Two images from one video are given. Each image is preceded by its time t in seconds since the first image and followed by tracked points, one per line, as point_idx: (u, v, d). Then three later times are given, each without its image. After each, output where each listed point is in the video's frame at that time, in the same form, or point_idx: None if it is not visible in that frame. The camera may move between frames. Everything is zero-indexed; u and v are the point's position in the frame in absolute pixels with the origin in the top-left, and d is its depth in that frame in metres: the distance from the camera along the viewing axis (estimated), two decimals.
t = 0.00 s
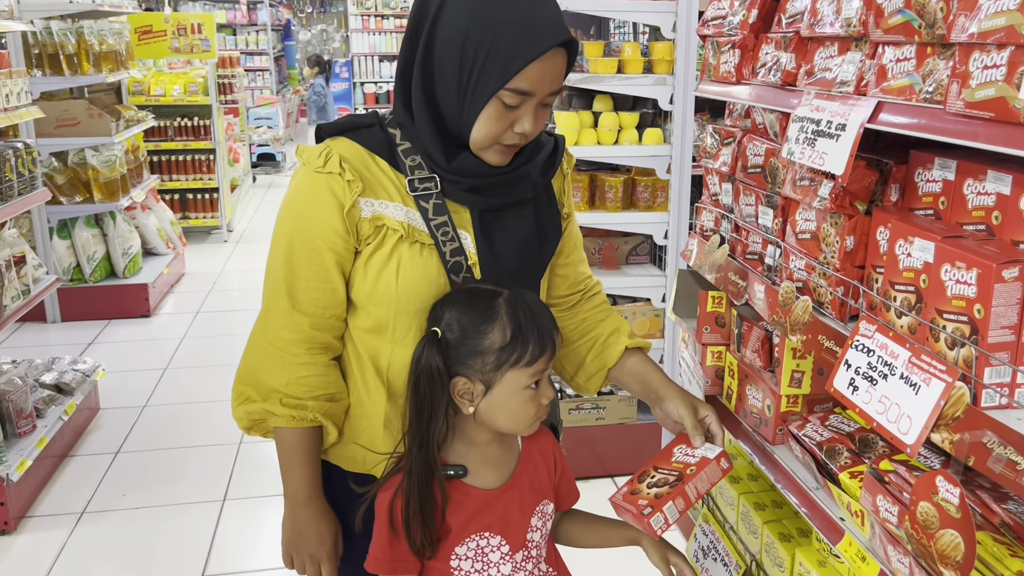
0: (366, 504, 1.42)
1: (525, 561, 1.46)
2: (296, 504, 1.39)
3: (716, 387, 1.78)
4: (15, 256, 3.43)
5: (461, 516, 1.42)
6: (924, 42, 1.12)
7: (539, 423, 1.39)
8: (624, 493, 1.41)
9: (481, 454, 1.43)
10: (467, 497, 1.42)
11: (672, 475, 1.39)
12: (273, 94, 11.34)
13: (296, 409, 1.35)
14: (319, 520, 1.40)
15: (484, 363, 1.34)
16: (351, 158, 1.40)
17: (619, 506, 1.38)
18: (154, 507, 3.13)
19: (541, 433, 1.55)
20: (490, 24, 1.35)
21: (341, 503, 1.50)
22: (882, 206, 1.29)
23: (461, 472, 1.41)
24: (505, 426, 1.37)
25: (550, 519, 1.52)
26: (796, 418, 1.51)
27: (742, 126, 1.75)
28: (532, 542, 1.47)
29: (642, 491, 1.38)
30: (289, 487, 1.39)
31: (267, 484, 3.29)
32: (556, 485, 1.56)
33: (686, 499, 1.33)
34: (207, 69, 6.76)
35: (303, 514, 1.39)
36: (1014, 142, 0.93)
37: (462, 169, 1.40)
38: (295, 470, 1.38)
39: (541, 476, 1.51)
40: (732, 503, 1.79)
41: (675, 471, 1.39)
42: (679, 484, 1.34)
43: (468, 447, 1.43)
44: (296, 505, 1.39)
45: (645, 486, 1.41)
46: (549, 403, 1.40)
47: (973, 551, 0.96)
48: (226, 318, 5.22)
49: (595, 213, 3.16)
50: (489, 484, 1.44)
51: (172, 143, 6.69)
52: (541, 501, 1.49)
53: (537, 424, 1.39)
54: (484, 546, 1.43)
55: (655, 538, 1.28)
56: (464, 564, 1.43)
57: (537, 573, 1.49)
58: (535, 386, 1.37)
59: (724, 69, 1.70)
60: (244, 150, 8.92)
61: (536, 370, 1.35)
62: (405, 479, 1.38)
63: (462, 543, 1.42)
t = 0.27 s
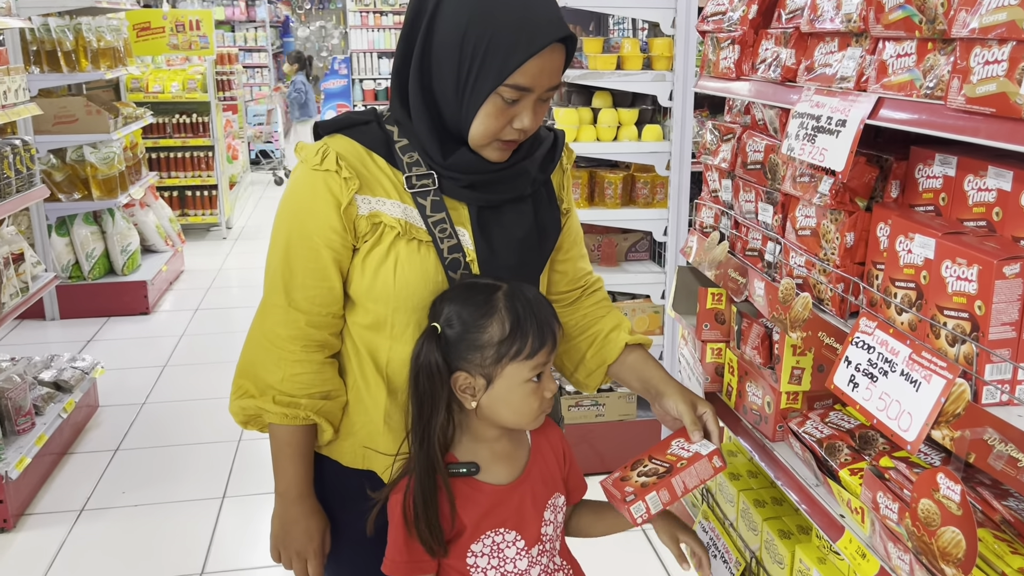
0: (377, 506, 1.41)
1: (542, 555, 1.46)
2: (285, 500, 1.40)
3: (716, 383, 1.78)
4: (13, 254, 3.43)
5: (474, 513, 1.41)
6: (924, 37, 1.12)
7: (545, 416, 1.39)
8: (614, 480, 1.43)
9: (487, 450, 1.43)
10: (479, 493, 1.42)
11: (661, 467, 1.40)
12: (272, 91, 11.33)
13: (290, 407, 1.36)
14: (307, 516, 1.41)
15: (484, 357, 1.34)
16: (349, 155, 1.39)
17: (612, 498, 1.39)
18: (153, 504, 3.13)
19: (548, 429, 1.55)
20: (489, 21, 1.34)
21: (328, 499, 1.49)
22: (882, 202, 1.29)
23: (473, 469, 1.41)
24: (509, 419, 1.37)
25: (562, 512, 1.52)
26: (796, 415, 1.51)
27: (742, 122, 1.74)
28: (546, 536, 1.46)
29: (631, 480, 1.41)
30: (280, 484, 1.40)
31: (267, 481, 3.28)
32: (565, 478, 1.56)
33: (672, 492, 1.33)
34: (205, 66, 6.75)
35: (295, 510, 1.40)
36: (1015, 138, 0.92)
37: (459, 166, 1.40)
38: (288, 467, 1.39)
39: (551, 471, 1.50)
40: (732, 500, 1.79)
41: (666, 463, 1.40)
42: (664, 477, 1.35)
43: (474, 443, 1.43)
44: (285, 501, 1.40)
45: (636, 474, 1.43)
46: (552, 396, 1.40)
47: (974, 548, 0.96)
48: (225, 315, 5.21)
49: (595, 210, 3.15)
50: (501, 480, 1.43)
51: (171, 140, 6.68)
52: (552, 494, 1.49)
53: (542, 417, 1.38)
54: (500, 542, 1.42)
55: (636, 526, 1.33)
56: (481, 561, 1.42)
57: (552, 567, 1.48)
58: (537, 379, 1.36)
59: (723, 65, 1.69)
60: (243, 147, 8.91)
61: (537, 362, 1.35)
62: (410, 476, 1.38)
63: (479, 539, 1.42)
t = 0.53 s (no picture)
0: (391, 507, 1.43)
1: (557, 545, 1.49)
2: (286, 496, 1.40)
3: (715, 380, 1.78)
4: (11, 251, 3.42)
5: (492, 507, 1.44)
6: (924, 33, 1.11)
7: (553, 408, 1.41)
8: (617, 478, 1.43)
9: (499, 444, 1.46)
10: (496, 490, 1.45)
11: (663, 464, 1.40)
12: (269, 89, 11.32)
13: (289, 404, 1.36)
14: (307, 513, 1.41)
15: (493, 350, 1.36)
16: (345, 152, 1.39)
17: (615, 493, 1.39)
18: (152, 502, 3.13)
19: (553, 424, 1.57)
20: (486, 17, 1.34)
21: (329, 496, 1.49)
22: (882, 198, 1.29)
23: (489, 465, 1.43)
24: (518, 413, 1.39)
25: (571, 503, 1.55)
26: (795, 411, 1.51)
27: (741, 118, 1.74)
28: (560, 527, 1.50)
29: (633, 478, 1.41)
30: (281, 480, 1.40)
31: (265, 479, 3.28)
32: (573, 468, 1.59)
33: (673, 488, 1.34)
34: (202, 63, 6.73)
35: (297, 507, 1.41)
36: (1015, 133, 0.92)
37: (457, 162, 1.39)
38: (289, 464, 1.39)
39: (561, 465, 1.54)
40: (731, 496, 1.79)
41: (667, 460, 1.40)
42: (665, 473, 1.35)
43: (485, 437, 1.45)
44: (286, 497, 1.40)
45: (638, 471, 1.43)
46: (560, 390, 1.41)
47: (975, 543, 0.96)
48: (223, 313, 5.21)
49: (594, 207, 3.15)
50: (515, 474, 1.46)
51: (168, 138, 6.66)
52: (563, 484, 1.52)
53: (551, 410, 1.40)
54: (517, 535, 1.45)
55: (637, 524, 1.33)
56: (500, 555, 1.45)
57: (566, 555, 1.52)
58: (546, 372, 1.38)
59: (722, 61, 1.69)
60: (241, 144, 8.90)
61: (546, 355, 1.37)
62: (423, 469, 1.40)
63: (499, 534, 1.45)
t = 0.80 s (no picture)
0: (399, 508, 1.44)
1: (563, 540, 1.51)
2: (288, 493, 1.40)
3: (714, 376, 1.78)
4: (8, 250, 3.41)
5: (500, 505, 1.45)
6: (924, 29, 1.11)
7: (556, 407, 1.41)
8: (620, 468, 1.45)
9: (502, 441, 1.46)
10: (504, 488, 1.45)
11: (665, 453, 1.41)
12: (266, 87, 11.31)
13: (289, 402, 1.35)
14: (309, 511, 1.42)
15: (497, 347, 1.36)
16: (345, 149, 1.39)
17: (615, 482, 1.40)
18: (150, 501, 3.13)
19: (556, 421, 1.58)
20: (483, 14, 1.34)
21: (330, 493, 1.50)
22: (881, 195, 1.29)
23: (496, 463, 1.44)
24: (523, 411, 1.39)
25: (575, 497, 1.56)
26: (794, 408, 1.51)
27: (739, 116, 1.74)
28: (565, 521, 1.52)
29: (635, 467, 1.42)
30: (282, 478, 1.40)
31: (264, 477, 3.28)
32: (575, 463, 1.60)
33: (675, 476, 1.35)
34: (199, 62, 6.72)
35: (298, 504, 1.41)
36: (1015, 130, 0.92)
37: (456, 159, 1.39)
38: (291, 461, 1.39)
39: (565, 462, 1.55)
40: (730, 493, 1.79)
41: (669, 449, 1.42)
42: (667, 462, 1.37)
43: (488, 434, 1.46)
44: (287, 494, 1.41)
45: (639, 461, 1.44)
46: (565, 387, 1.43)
47: (974, 539, 0.96)
48: (221, 311, 5.20)
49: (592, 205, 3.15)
50: (521, 471, 1.47)
51: (165, 136, 6.66)
52: (567, 479, 1.54)
53: (555, 407, 1.41)
54: (525, 532, 1.46)
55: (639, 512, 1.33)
56: (508, 552, 1.46)
57: (572, 549, 1.54)
58: (550, 368, 1.39)
59: (721, 58, 1.69)
60: (237, 143, 8.89)
61: (549, 352, 1.38)
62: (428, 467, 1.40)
63: (508, 531, 1.46)
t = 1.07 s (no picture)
0: (398, 508, 1.43)
1: (562, 540, 1.51)
2: (285, 492, 1.40)
3: (712, 375, 1.78)
4: (3, 250, 3.40)
5: (501, 505, 1.45)
6: (922, 27, 1.11)
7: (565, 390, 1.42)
8: (621, 464, 1.45)
9: (508, 441, 1.46)
10: (505, 488, 1.45)
11: (665, 448, 1.41)
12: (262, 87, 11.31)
13: (286, 401, 1.35)
14: (307, 511, 1.41)
15: (518, 348, 1.35)
16: (341, 147, 1.38)
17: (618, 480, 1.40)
18: (147, 501, 3.12)
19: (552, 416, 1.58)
20: (477, 11, 1.33)
21: (327, 491, 1.49)
22: (879, 193, 1.29)
23: (497, 464, 1.43)
24: (543, 401, 1.40)
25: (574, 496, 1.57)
26: (793, 407, 1.51)
27: (737, 114, 1.73)
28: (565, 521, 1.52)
29: (636, 463, 1.42)
30: (280, 478, 1.40)
31: (261, 477, 3.27)
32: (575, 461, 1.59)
33: (675, 472, 1.36)
34: (195, 61, 6.71)
35: (297, 503, 1.40)
36: (1014, 127, 0.92)
37: (452, 156, 1.39)
38: (289, 461, 1.39)
39: (563, 459, 1.54)
40: (728, 492, 1.79)
41: (669, 444, 1.42)
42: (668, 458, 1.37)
43: (499, 436, 1.45)
44: (284, 493, 1.40)
45: (640, 456, 1.45)
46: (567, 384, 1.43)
47: (974, 537, 0.96)
48: (217, 311, 5.19)
49: (589, 203, 3.15)
50: (523, 471, 1.47)
51: (161, 136, 6.64)
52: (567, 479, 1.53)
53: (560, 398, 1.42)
54: (524, 532, 1.47)
55: (641, 508, 1.33)
56: (507, 552, 1.46)
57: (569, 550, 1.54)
58: (561, 356, 1.40)
59: (718, 57, 1.69)
60: (233, 142, 8.88)
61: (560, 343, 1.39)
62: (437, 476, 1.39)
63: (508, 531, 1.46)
